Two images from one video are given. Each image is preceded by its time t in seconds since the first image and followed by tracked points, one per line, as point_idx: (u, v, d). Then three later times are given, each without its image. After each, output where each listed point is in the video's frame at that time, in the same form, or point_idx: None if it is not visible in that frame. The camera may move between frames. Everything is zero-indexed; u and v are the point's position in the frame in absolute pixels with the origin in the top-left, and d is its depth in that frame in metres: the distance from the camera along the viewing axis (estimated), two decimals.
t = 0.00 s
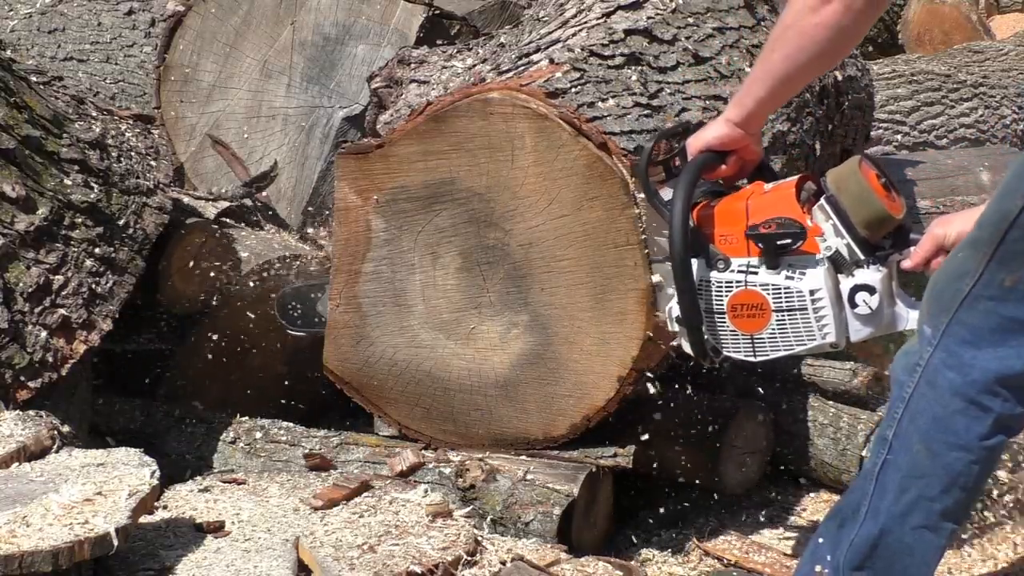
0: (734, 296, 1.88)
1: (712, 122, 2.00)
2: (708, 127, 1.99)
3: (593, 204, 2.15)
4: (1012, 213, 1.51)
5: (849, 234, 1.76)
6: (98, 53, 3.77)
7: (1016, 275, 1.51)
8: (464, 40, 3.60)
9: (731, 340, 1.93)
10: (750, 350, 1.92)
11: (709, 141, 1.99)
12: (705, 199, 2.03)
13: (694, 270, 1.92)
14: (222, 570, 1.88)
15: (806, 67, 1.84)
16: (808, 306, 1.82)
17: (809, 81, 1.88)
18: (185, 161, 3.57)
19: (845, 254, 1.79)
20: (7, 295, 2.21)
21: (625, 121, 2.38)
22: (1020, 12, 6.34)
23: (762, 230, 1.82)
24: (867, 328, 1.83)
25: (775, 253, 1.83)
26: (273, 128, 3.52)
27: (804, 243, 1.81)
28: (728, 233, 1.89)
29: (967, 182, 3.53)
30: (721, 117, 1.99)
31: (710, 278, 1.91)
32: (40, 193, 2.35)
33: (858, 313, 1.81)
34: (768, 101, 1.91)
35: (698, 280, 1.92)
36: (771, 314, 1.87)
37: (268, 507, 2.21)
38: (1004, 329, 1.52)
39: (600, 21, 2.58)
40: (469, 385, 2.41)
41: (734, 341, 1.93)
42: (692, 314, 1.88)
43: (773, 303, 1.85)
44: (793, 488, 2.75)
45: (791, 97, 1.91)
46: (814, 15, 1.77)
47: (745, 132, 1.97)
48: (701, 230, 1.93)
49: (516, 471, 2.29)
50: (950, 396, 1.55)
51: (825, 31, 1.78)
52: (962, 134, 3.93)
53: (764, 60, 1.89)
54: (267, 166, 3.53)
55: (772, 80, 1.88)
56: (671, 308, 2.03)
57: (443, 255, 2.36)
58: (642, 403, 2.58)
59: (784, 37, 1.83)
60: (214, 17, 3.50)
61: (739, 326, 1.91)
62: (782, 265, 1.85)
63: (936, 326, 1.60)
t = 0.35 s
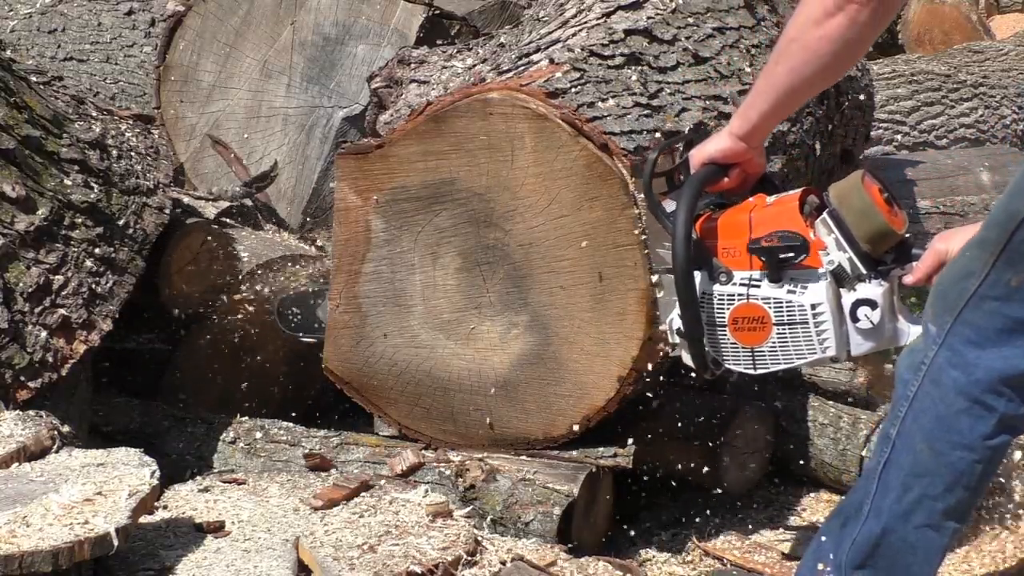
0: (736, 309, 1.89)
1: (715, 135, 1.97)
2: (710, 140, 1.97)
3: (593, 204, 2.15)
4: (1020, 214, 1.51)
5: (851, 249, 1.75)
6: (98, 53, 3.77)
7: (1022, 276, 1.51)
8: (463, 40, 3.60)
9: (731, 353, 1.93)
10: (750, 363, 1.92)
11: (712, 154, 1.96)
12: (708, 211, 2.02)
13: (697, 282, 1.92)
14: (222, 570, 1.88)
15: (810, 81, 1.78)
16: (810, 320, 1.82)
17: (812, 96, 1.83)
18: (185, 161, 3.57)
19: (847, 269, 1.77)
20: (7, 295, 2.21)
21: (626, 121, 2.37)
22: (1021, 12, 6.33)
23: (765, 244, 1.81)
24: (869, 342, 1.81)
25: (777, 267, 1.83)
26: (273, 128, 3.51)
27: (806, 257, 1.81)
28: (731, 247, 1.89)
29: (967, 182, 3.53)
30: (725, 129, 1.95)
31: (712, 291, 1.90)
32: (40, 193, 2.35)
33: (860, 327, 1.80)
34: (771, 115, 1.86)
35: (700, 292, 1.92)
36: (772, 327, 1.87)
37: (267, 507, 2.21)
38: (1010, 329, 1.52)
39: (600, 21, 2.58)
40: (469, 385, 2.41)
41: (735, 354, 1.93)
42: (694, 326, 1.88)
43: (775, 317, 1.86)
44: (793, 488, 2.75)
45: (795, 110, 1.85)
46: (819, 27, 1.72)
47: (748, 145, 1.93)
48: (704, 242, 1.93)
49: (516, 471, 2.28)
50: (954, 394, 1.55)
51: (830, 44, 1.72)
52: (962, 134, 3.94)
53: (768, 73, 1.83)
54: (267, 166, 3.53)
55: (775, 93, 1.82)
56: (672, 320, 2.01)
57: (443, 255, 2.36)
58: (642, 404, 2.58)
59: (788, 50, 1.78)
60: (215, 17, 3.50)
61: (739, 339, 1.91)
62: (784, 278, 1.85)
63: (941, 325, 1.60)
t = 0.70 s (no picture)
0: (738, 320, 1.89)
1: (717, 146, 1.99)
2: (712, 152, 1.98)
3: (593, 204, 2.15)
4: None
5: (853, 262, 1.75)
6: (98, 53, 3.77)
7: None
8: (464, 40, 3.60)
9: (732, 365, 1.93)
10: (751, 375, 1.92)
11: (714, 165, 1.97)
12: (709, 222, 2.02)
13: (699, 293, 1.92)
14: (222, 570, 1.88)
15: (812, 93, 1.81)
16: (810, 332, 1.82)
17: (813, 109, 1.86)
18: (185, 161, 3.57)
19: (848, 282, 1.77)
20: (7, 295, 2.21)
21: (626, 121, 2.37)
22: (1021, 12, 6.33)
23: (767, 255, 1.81)
24: (870, 355, 1.82)
25: (779, 279, 1.83)
26: (273, 128, 3.52)
27: (807, 269, 1.80)
28: (733, 257, 1.89)
29: (967, 182, 3.53)
30: (727, 140, 1.97)
31: (713, 302, 1.90)
32: (40, 193, 2.35)
33: (861, 340, 1.81)
34: (773, 126, 1.88)
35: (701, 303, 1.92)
36: (773, 339, 1.87)
37: (267, 507, 2.21)
38: (1014, 329, 1.52)
39: (600, 21, 2.58)
40: (469, 385, 2.41)
41: (736, 365, 1.93)
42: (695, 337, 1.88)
43: (776, 328, 1.86)
44: (793, 489, 2.75)
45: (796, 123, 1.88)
46: (823, 39, 1.74)
47: (750, 156, 1.95)
48: (705, 254, 1.92)
49: (517, 471, 2.28)
50: (957, 393, 1.55)
51: (833, 56, 1.75)
52: (962, 134, 3.94)
53: (771, 85, 1.86)
54: (267, 166, 3.53)
55: (778, 104, 1.85)
56: (672, 331, 2.01)
57: (443, 255, 2.36)
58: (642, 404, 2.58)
59: (792, 62, 1.80)
60: (215, 17, 3.50)
61: (740, 351, 1.91)
62: (785, 290, 1.85)
63: (946, 324, 1.59)
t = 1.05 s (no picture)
0: (742, 332, 1.89)
1: (722, 159, 1.94)
2: (718, 164, 1.94)
3: (593, 204, 2.15)
4: None
5: (857, 274, 1.77)
6: (98, 53, 3.77)
7: None
8: (464, 40, 3.60)
9: (737, 377, 1.94)
10: (754, 387, 1.93)
11: (720, 178, 1.94)
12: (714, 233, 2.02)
13: (703, 305, 1.93)
14: (222, 570, 1.88)
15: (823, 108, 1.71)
16: (814, 344, 1.82)
17: (825, 121, 1.76)
18: (185, 161, 3.57)
19: (853, 294, 1.79)
20: (7, 296, 2.21)
21: (626, 121, 2.37)
22: (1021, 12, 6.32)
23: (772, 268, 1.83)
24: (873, 368, 1.82)
25: (784, 291, 1.84)
26: (273, 127, 3.52)
27: (813, 281, 1.82)
28: (737, 269, 1.89)
29: (967, 182, 3.53)
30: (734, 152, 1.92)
31: (718, 314, 1.91)
32: (40, 193, 2.35)
33: (865, 353, 1.80)
34: (782, 139, 1.81)
35: (706, 315, 1.92)
36: (777, 351, 1.87)
37: (267, 507, 2.21)
38: None
39: (600, 21, 2.58)
40: (469, 385, 2.41)
41: (740, 378, 1.94)
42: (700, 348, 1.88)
43: (779, 341, 1.86)
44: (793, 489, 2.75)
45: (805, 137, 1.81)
46: (834, 54, 1.64)
47: (757, 169, 1.91)
48: (711, 266, 1.92)
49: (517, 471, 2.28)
50: (975, 372, 1.53)
51: (845, 71, 1.65)
52: (962, 134, 3.94)
53: (780, 98, 1.78)
54: (267, 166, 3.53)
55: (786, 119, 1.77)
56: (677, 342, 2.01)
57: (443, 255, 2.36)
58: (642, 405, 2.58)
59: (802, 76, 1.71)
60: (215, 17, 3.50)
61: (745, 362, 1.91)
62: (790, 302, 1.85)
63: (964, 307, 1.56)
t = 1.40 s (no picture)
0: (746, 348, 1.89)
1: (726, 174, 1.90)
2: (722, 179, 1.89)
3: (593, 204, 2.16)
4: None
5: (860, 291, 1.77)
6: (98, 54, 3.77)
7: None
8: (464, 40, 3.60)
9: (740, 393, 1.94)
10: (757, 403, 1.93)
11: (723, 194, 1.89)
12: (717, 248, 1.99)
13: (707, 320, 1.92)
14: (222, 570, 1.88)
15: (828, 127, 1.66)
16: (818, 361, 1.82)
17: (831, 139, 1.71)
18: (185, 161, 3.57)
19: (856, 311, 1.78)
20: (7, 296, 2.21)
21: (626, 121, 2.37)
22: (1021, 13, 6.32)
23: (776, 284, 1.82)
24: (876, 384, 1.83)
25: (787, 308, 1.83)
26: (273, 127, 3.52)
27: (817, 297, 1.81)
28: (741, 285, 1.88)
29: (967, 182, 3.54)
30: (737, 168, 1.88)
31: (722, 329, 1.90)
32: (40, 193, 2.35)
33: (868, 370, 1.81)
34: (787, 157, 1.76)
35: (710, 331, 1.92)
36: (781, 368, 1.87)
37: (267, 507, 2.21)
38: None
39: (600, 21, 2.59)
40: (469, 385, 2.41)
41: (743, 394, 1.93)
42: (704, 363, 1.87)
43: (783, 357, 1.86)
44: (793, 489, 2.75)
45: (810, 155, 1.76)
46: (840, 73, 1.59)
47: (761, 185, 1.86)
48: (715, 281, 1.91)
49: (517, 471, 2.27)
50: (977, 369, 1.53)
51: (851, 89, 1.60)
52: (962, 134, 3.94)
53: (785, 115, 1.72)
54: (267, 166, 3.53)
55: (791, 136, 1.72)
56: (681, 356, 2.00)
57: (443, 255, 2.36)
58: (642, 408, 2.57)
59: (808, 94, 1.65)
60: (215, 17, 3.51)
61: (748, 378, 1.91)
62: (793, 318, 1.85)
63: (967, 303, 1.56)
